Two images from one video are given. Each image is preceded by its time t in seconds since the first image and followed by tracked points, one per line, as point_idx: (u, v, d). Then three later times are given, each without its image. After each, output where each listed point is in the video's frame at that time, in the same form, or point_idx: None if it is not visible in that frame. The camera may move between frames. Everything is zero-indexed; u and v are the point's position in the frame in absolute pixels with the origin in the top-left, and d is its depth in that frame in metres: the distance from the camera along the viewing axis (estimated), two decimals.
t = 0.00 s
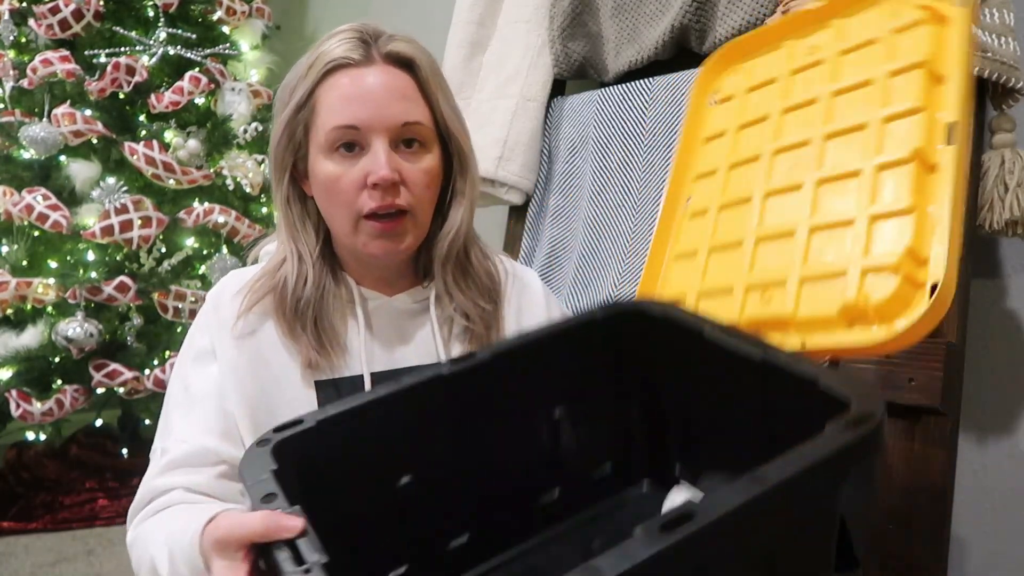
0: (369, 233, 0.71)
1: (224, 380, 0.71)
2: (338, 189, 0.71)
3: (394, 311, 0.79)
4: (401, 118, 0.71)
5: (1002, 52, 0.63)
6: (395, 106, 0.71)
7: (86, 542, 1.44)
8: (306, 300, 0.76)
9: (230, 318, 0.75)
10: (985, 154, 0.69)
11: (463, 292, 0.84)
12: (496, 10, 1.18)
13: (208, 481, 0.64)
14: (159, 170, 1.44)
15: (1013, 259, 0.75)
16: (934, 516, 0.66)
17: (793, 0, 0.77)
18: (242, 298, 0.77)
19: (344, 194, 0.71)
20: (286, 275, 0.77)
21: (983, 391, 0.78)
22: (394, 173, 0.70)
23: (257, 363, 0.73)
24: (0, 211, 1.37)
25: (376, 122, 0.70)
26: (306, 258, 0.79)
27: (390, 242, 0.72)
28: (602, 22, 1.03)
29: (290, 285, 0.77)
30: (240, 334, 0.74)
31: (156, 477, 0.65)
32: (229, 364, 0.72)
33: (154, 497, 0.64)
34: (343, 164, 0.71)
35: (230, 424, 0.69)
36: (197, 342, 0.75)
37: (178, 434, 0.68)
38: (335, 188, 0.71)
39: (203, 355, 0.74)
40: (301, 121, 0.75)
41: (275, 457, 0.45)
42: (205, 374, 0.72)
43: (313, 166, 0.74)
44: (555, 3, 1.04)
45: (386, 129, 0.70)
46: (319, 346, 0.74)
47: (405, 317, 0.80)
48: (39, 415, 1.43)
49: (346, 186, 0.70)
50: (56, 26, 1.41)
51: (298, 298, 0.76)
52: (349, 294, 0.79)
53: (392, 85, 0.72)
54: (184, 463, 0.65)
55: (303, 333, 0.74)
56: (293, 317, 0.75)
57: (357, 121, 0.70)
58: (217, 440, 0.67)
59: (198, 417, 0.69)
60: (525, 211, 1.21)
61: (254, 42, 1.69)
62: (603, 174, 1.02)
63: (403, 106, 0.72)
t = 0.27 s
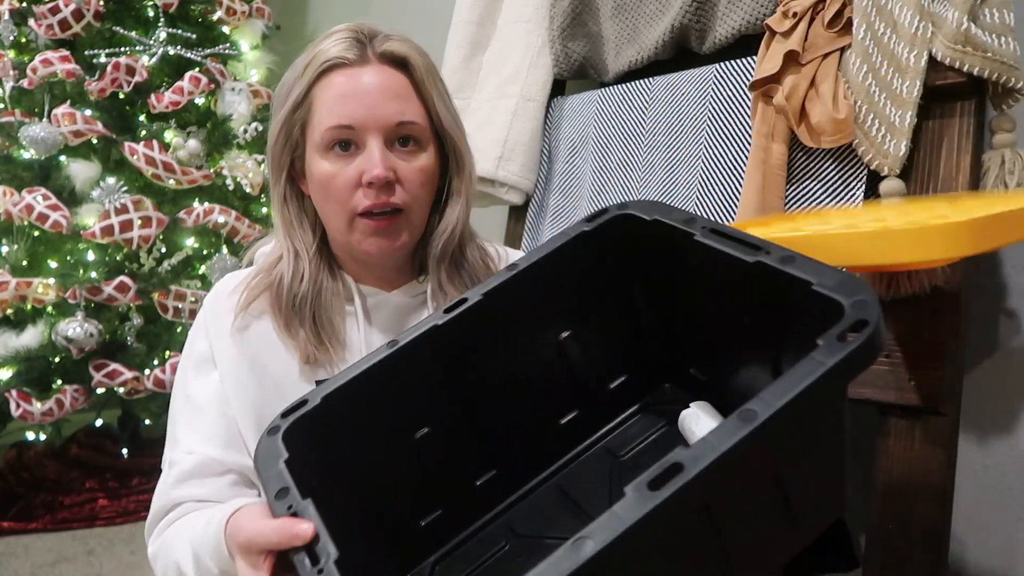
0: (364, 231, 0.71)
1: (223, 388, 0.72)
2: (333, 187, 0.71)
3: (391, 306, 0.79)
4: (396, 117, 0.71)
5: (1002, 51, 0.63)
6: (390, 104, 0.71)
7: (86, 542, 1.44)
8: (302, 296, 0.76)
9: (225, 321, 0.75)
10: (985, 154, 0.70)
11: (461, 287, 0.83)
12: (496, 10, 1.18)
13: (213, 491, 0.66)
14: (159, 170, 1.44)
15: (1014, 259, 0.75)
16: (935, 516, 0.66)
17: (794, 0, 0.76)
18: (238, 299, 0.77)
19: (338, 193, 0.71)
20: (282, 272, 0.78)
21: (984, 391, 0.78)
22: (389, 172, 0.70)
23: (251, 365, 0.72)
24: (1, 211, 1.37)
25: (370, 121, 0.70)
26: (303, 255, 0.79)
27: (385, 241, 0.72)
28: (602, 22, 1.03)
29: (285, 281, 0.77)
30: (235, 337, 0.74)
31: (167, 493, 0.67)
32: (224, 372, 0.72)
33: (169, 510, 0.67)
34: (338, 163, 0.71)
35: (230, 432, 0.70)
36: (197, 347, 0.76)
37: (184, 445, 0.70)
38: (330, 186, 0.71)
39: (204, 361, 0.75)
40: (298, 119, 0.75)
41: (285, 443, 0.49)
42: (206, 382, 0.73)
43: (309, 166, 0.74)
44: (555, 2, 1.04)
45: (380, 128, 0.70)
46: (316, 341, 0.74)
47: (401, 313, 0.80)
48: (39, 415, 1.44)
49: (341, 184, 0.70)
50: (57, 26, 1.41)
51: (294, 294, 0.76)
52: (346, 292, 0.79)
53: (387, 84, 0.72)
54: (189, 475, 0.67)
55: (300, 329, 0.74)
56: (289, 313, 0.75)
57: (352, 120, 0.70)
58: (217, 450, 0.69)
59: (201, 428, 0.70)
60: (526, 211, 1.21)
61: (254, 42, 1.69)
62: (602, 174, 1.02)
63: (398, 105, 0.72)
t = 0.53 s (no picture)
0: (362, 230, 0.71)
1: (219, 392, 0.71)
2: (330, 187, 0.71)
3: (390, 305, 0.80)
4: (394, 117, 0.71)
5: (1002, 51, 0.63)
6: (388, 105, 0.71)
7: (86, 542, 1.44)
8: (299, 296, 0.77)
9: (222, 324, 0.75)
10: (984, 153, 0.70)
11: (458, 287, 0.84)
12: (496, 10, 1.18)
13: (213, 495, 0.65)
14: (159, 170, 1.44)
15: (1014, 259, 0.75)
16: (935, 516, 0.66)
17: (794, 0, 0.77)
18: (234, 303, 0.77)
19: (336, 192, 0.71)
20: (279, 272, 0.78)
21: (984, 391, 0.78)
22: (387, 171, 0.69)
23: (250, 367, 0.72)
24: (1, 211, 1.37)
25: (369, 121, 0.70)
26: (300, 255, 0.79)
27: (383, 241, 0.72)
28: (602, 22, 1.03)
29: (282, 282, 0.77)
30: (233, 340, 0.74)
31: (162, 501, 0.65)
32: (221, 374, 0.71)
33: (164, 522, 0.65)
34: (336, 162, 0.71)
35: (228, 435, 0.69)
36: (195, 351, 0.76)
37: (180, 450, 0.69)
38: (328, 185, 0.71)
39: (201, 364, 0.75)
40: (297, 120, 0.76)
41: (288, 519, 0.46)
42: (203, 384, 0.73)
43: (308, 165, 0.74)
44: (556, 2, 1.04)
45: (379, 128, 0.70)
46: (313, 342, 0.74)
47: (399, 313, 0.80)
48: (39, 415, 1.44)
49: (339, 183, 0.70)
50: (57, 26, 1.41)
51: (291, 294, 0.77)
52: (344, 292, 0.80)
53: (386, 85, 0.72)
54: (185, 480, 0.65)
55: (296, 330, 0.75)
56: (284, 313, 0.75)
57: (351, 120, 0.70)
58: (215, 453, 0.68)
59: (198, 432, 0.69)
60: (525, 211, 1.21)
61: (254, 42, 1.68)
62: (603, 174, 1.02)
63: (397, 105, 0.72)
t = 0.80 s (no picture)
0: (363, 229, 0.71)
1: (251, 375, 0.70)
2: (332, 186, 0.71)
3: (395, 301, 0.81)
4: (396, 116, 0.71)
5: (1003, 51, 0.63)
6: (391, 103, 0.71)
7: (86, 542, 1.44)
8: (305, 295, 0.76)
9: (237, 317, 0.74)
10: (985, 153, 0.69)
11: (459, 283, 0.85)
12: (496, 10, 1.18)
13: (263, 469, 0.63)
14: (159, 170, 1.44)
15: (1014, 259, 0.75)
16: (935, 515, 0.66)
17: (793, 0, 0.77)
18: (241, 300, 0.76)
19: (337, 191, 0.71)
20: (283, 270, 0.77)
21: (983, 391, 0.78)
22: (390, 170, 0.69)
23: (273, 356, 0.73)
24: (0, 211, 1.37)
25: (371, 121, 0.70)
26: (302, 253, 0.79)
27: (384, 240, 0.72)
28: (602, 22, 1.03)
29: (287, 279, 0.76)
30: (252, 332, 0.73)
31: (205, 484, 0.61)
32: (249, 361, 0.71)
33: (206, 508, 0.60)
34: (337, 162, 0.71)
35: (266, 415, 0.68)
36: (204, 348, 0.73)
37: (213, 434, 0.65)
38: (329, 185, 0.71)
39: (214, 356, 0.72)
40: (296, 118, 0.75)
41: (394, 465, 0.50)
42: (224, 373, 0.70)
43: (308, 164, 0.74)
44: (555, 2, 1.04)
45: (380, 127, 0.70)
46: (323, 338, 0.75)
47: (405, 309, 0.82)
48: (39, 415, 1.44)
49: (341, 182, 0.70)
50: (56, 26, 1.41)
51: (297, 293, 0.76)
52: (348, 289, 0.80)
53: (387, 82, 0.71)
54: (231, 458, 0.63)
55: (307, 326, 0.74)
56: (294, 312, 0.75)
57: (352, 118, 0.70)
58: (257, 430, 0.66)
59: (231, 415, 0.67)
60: (525, 211, 1.21)
61: (254, 42, 1.68)
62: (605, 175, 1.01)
63: (399, 103, 0.72)
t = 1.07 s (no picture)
0: (360, 230, 0.71)
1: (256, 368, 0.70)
2: (328, 187, 0.71)
3: (391, 301, 0.81)
4: (393, 116, 0.71)
5: (1005, 51, 0.64)
6: (387, 103, 0.71)
7: (85, 542, 1.44)
8: (302, 296, 0.76)
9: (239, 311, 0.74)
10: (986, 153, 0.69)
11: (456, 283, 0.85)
12: (496, 10, 1.18)
13: (270, 458, 0.64)
14: (159, 170, 1.44)
15: (1014, 259, 0.75)
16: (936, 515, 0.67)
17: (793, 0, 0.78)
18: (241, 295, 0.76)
19: (334, 193, 0.71)
20: (280, 272, 0.77)
21: (983, 391, 0.78)
22: (387, 171, 0.70)
23: (276, 350, 0.73)
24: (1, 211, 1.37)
25: (367, 122, 0.70)
26: (301, 255, 0.79)
27: (381, 240, 0.72)
28: (602, 22, 1.03)
29: (284, 280, 0.77)
30: (255, 327, 0.74)
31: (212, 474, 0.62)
32: (253, 354, 0.71)
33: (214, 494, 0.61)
34: (333, 163, 0.71)
35: (270, 407, 0.68)
36: (204, 342, 0.73)
37: (218, 425, 0.66)
38: (326, 186, 0.71)
39: (216, 349, 0.72)
40: (292, 119, 0.75)
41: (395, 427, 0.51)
42: (226, 365, 0.71)
43: (304, 166, 0.74)
44: (555, 2, 1.04)
45: (377, 127, 0.70)
46: (320, 338, 0.75)
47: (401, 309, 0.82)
48: (39, 415, 1.44)
49: (338, 184, 0.70)
50: (56, 26, 1.41)
51: (295, 294, 0.76)
52: (345, 290, 0.80)
53: (383, 83, 0.71)
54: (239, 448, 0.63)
55: (304, 327, 0.75)
56: (290, 313, 0.75)
57: (348, 119, 0.70)
58: (262, 421, 0.66)
59: (236, 406, 0.67)
60: (526, 211, 1.21)
61: (254, 42, 1.68)
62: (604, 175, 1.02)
63: (395, 103, 0.71)
